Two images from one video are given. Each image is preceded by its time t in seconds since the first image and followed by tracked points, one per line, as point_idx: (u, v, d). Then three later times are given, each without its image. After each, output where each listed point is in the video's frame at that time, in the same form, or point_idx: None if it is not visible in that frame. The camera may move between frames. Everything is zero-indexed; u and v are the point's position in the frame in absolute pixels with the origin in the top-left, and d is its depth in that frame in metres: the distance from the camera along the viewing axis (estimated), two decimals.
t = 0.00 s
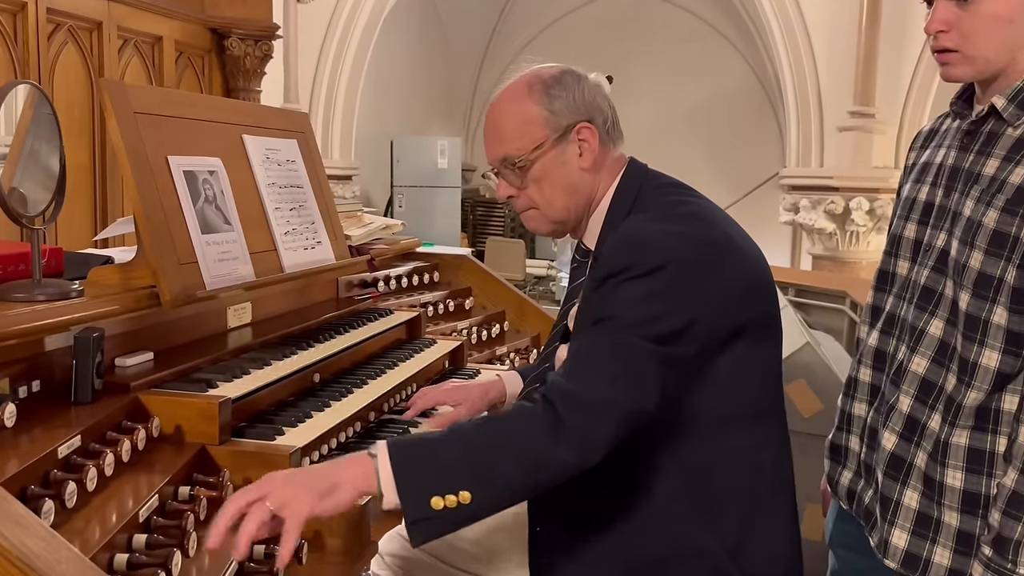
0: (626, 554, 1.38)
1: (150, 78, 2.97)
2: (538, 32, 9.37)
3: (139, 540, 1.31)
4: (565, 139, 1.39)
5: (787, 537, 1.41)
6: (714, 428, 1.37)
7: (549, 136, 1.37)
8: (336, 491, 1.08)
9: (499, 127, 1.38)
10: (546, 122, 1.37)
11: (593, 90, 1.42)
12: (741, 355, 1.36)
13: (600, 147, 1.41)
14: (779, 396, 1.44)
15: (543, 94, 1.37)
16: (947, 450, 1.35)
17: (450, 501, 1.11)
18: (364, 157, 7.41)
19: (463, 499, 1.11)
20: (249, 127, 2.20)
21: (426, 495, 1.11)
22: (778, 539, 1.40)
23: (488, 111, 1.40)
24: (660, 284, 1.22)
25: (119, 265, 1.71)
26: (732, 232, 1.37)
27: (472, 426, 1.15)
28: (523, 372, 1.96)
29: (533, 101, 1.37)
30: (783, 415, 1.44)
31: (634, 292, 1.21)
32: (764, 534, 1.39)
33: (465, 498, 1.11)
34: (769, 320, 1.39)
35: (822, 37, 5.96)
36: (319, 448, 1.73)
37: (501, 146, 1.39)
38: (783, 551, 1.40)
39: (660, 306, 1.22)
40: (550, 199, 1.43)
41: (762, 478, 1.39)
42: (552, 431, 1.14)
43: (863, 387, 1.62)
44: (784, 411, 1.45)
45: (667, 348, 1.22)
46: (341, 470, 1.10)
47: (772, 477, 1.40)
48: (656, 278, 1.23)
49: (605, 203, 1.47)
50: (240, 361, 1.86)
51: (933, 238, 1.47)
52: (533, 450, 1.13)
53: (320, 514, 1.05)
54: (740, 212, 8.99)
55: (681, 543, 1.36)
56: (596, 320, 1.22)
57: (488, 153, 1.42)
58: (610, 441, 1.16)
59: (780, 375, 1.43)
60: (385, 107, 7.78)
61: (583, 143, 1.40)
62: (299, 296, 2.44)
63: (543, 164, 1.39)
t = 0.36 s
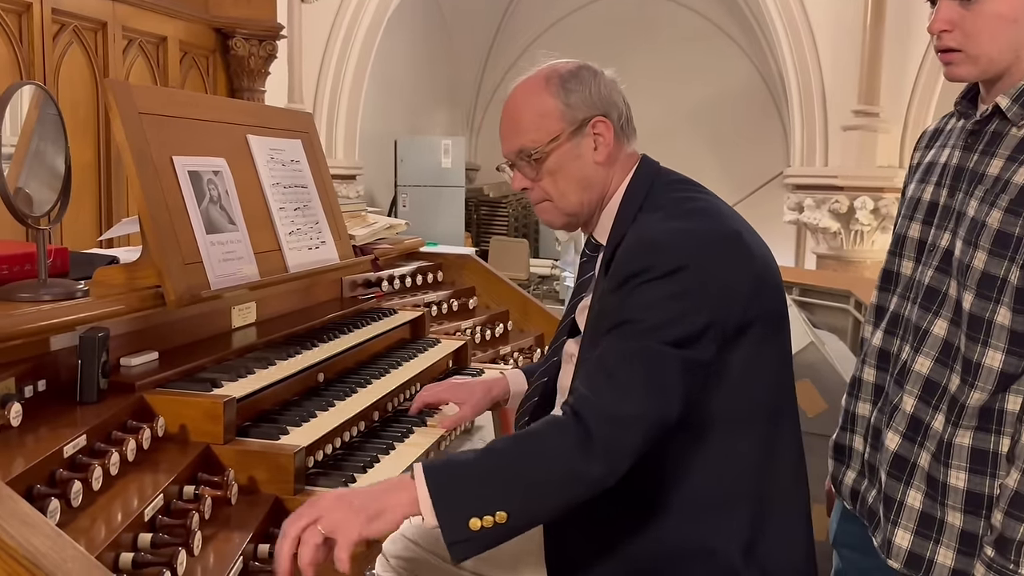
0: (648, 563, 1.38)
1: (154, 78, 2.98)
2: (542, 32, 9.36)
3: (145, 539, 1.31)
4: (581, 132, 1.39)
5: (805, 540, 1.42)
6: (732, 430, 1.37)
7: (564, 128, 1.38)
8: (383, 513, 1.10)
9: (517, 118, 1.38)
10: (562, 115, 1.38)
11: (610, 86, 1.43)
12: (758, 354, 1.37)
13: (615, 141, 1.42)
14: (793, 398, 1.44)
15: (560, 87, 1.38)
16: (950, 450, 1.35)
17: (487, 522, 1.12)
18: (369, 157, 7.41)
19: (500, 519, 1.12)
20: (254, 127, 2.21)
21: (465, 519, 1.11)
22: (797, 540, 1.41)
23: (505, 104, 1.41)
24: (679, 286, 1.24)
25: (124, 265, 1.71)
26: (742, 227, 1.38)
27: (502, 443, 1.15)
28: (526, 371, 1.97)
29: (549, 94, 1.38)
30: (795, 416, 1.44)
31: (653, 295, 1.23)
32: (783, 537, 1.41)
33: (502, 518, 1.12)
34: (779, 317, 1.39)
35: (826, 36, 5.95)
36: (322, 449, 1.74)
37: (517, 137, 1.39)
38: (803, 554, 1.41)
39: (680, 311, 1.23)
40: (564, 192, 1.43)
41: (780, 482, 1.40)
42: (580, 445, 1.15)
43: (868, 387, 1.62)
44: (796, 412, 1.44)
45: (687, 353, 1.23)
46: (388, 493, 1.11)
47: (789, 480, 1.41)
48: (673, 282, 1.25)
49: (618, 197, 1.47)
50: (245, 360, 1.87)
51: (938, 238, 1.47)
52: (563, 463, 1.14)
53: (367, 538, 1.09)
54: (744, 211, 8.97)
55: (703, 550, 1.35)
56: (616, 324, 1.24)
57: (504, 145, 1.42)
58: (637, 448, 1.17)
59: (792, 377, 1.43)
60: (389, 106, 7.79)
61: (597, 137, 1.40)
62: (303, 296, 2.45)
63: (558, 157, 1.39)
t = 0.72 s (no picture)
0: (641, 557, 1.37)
1: (156, 78, 2.98)
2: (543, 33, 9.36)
3: (146, 539, 1.32)
4: (589, 131, 1.39)
5: (802, 540, 1.41)
6: (728, 425, 1.37)
7: (573, 127, 1.38)
8: (371, 528, 1.08)
9: (526, 117, 1.38)
10: (570, 114, 1.38)
11: (619, 85, 1.43)
12: (757, 350, 1.37)
13: (623, 141, 1.42)
14: (794, 398, 1.44)
15: (570, 87, 1.38)
16: (953, 451, 1.34)
17: (481, 514, 1.11)
18: (370, 157, 7.42)
19: (492, 509, 1.12)
20: (255, 128, 2.21)
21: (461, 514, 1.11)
22: (793, 540, 1.40)
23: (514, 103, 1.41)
24: (679, 277, 1.26)
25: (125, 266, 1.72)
26: (747, 226, 1.38)
27: (490, 434, 1.15)
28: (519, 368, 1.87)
29: (559, 93, 1.38)
30: (795, 414, 1.43)
31: (653, 285, 1.24)
32: (779, 535, 1.40)
33: (496, 506, 1.12)
34: (783, 315, 1.39)
35: (828, 35, 5.94)
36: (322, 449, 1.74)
37: (527, 135, 1.39)
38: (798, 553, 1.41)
39: (677, 302, 1.25)
40: (572, 191, 1.43)
41: (778, 480, 1.40)
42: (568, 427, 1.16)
43: (870, 387, 1.62)
44: (796, 409, 1.44)
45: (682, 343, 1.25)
46: (370, 507, 1.10)
47: (788, 478, 1.41)
48: (673, 274, 1.26)
49: (626, 195, 1.47)
50: (246, 360, 1.87)
51: (940, 237, 1.47)
52: (551, 447, 1.14)
53: (363, 554, 1.07)
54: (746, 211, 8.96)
55: (694, 544, 1.35)
56: (613, 313, 1.25)
57: (513, 143, 1.42)
58: (626, 431, 1.19)
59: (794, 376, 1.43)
60: (391, 107, 7.79)
61: (606, 136, 1.40)
62: (305, 296, 2.45)
63: (566, 155, 1.39)
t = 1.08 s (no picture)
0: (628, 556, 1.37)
1: (156, 79, 2.98)
2: (542, 33, 9.36)
3: (144, 541, 1.31)
4: (572, 136, 1.40)
5: (794, 540, 1.41)
6: (719, 427, 1.37)
7: (555, 133, 1.40)
8: (354, 515, 1.11)
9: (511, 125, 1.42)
10: (553, 119, 1.39)
11: (607, 85, 1.42)
12: (751, 353, 1.36)
13: (609, 144, 1.42)
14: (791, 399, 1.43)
15: (553, 93, 1.40)
16: (956, 453, 1.34)
17: (456, 506, 1.13)
18: (371, 158, 7.42)
19: (468, 502, 1.14)
20: (254, 128, 2.21)
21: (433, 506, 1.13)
22: (784, 541, 1.40)
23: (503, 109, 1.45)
24: (670, 279, 1.25)
25: (124, 266, 1.71)
26: (745, 228, 1.38)
27: (467, 434, 1.16)
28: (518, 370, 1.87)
29: (542, 100, 1.40)
30: (791, 415, 1.43)
31: (644, 286, 1.24)
32: (770, 537, 1.39)
33: (470, 501, 1.14)
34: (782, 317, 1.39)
35: (828, 36, 5.94)
36: (322, 450, 1.74)
37: (514, 141, 1.43)
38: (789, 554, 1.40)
39: (667, 303, 1.25)
40: (559, 194, 1.46)
41: (771, 481, 1.39)
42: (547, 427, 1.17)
43: (871, 388, 1.61)
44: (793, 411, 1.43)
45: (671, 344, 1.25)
46: (352, 495, 1.12)
47: (782, 479, 1.40)
48: (666, 275, 1.26)
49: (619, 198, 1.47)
50: (245, 361, 1.86)
51: (941, 237, 1.46)
52: (531, 445, 1.16)
53: (349, 539, 1.10)
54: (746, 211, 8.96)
55: (681, 545, 1.35)
56: (603, 313, 1.25)
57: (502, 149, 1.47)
58: (606, 431, 1.19)
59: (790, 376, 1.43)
60: (391, 108, 7.79)
61: (590, 140, 1.41)
62: (304, 296, 2.44)
63: (549, 160, 1.42)
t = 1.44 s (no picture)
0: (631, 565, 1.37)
1: (155, 80, 2.98)
2: (542, 34, 9.37)
3: (142, 543, 1.31)
4: (568, 141, 1.42)
5: (796, 544, 1.41)
6: (721, 433, 1.37)
7: (551, 138, 1.42)
8: (369, 493, 1.11)
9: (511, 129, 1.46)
10: (549, 124, 1.41)
11: (604, 89, 1.42)
12: (754, 360, 1.36)
13: (606, 148, 1.43)
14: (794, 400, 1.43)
15: (548, 99, 1.41)
16: (956, 455, 1.34)
17: (457, 512, 1.13)
18: (370, 159, 7.42)
19: (469, 510, 1.14)
20: (253, 130, 2.20)
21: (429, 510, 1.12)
22: (787, 542, 1.40)
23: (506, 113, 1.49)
24: (672, 291, 1.26)
25: (122, 268, 1.71)
26: (747, 232, 1.38)
27: (477, 439, 1.16)
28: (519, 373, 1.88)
29: (539, 105, 1.42)
30: (795, 416, 1.43)
31: (647, 299, 1.25)
32: (773, 542, 1.39)
33: (472, 506, 1.14)
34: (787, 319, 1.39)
35: (827, 36, 5.95)
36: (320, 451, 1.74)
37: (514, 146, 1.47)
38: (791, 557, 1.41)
39: (672, 316, 1.26)
40: (559, 198, 1.48)
41: (775, 485, 1.40)
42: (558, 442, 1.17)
43: (870, 390, 1.61)
44: (797, 413, 1.44)
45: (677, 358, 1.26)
46: (370, 472, 1.13)
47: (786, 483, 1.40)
48: (667, 286, 1.27)
49: (620, 203, 1.47)
50: (244, 363, 1.86)
51: (940, 238, 1.46)
52: (536, 461, 1.15)
53: (359, 518, 1.10)
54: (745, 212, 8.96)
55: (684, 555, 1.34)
56: (606, 325, 1.26)
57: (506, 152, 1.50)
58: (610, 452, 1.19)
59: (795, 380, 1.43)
60: (390, 109, 7.79)
61: (586, 144, 1.42)
62: (303, 298, 2.44)
63: (547, 165, 1.44)
